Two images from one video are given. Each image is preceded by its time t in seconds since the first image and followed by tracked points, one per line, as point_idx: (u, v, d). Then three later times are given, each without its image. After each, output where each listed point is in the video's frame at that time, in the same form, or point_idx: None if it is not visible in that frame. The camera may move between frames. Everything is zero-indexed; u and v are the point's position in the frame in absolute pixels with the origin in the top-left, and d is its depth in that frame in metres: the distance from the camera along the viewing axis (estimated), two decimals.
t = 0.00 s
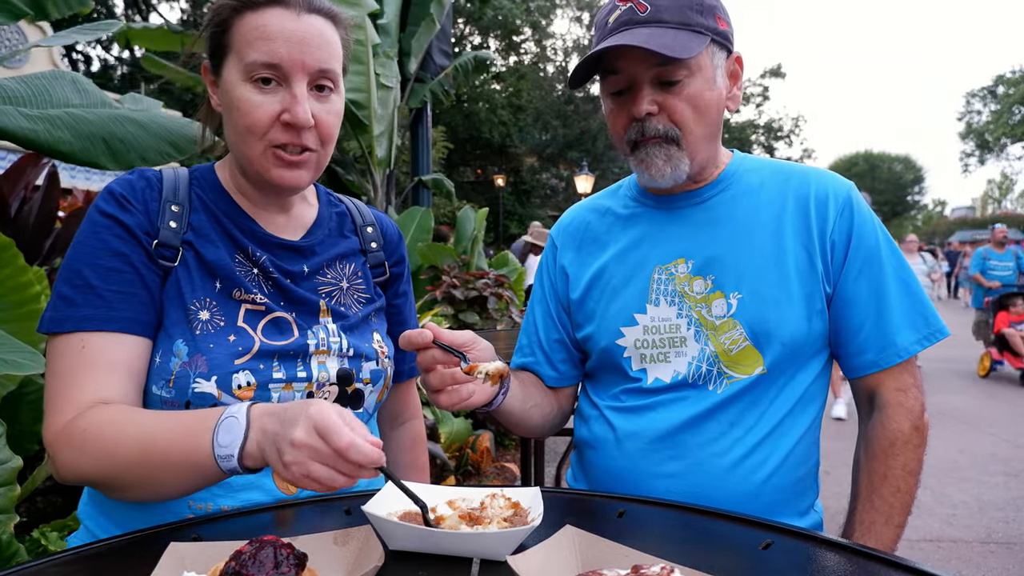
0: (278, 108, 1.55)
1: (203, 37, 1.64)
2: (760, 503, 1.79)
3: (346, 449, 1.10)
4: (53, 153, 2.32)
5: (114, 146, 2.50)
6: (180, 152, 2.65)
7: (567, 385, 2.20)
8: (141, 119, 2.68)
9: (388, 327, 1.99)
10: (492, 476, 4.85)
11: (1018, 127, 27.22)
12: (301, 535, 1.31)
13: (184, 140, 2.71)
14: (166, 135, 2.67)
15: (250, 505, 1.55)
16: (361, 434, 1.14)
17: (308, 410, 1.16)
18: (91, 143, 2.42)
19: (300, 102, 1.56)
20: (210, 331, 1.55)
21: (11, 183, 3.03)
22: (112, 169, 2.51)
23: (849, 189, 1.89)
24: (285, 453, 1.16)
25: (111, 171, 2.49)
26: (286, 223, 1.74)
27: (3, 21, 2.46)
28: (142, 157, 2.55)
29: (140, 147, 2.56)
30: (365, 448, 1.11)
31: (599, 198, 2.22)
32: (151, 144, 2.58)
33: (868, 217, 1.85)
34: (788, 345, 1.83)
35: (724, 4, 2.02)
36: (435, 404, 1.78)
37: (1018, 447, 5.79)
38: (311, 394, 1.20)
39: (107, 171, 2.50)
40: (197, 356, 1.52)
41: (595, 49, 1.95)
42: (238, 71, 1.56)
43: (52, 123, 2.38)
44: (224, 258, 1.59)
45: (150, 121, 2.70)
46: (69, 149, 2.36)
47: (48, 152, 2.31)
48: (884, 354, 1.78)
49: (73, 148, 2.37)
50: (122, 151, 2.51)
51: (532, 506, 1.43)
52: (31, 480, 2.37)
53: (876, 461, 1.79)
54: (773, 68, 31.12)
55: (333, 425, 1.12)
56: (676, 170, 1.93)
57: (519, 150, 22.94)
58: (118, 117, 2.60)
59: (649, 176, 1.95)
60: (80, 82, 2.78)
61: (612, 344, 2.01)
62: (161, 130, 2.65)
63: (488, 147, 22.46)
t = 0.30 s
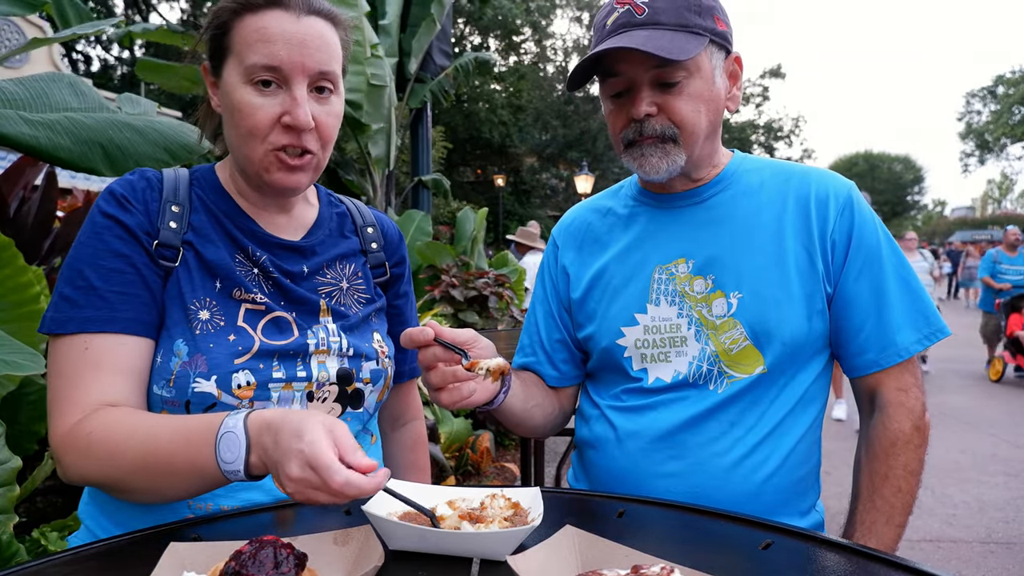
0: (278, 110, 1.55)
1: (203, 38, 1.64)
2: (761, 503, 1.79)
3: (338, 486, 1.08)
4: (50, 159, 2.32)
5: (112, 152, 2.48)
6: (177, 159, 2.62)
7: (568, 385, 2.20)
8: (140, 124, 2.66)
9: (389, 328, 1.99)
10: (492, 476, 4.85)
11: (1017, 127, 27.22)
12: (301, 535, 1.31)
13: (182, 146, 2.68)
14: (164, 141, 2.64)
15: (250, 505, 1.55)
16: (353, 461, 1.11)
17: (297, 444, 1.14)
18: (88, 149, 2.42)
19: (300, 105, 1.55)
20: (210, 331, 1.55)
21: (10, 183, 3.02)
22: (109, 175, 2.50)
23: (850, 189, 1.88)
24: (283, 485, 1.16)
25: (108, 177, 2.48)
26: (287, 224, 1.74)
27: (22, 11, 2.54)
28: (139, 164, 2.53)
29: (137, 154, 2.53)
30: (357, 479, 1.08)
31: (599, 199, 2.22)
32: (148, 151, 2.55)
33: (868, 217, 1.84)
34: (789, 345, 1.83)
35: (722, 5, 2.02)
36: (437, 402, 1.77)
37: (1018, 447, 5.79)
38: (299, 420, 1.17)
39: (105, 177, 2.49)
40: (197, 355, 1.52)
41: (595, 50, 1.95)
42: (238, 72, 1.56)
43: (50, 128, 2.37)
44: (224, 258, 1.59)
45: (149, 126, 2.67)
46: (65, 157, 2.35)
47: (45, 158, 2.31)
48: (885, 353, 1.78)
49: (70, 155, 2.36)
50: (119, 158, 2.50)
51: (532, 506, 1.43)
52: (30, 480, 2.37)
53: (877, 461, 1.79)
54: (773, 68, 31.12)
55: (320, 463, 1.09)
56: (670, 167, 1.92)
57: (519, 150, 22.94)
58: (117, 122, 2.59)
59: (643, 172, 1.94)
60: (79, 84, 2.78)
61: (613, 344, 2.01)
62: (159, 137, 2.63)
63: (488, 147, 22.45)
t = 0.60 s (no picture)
0: (283, 116, 1.56)
1: (204, 39, 1.63)
2: (760, 502, 1.79)
3: (329, 499, 1.08)
4: (52, 152, 2.32)
5: (114, 141, 2.49)
6: (182, 144, 2.63)
7: (567, 385, 2.20)
8: (140, 114, 2.67)
9: (388, 327, 1.99)
10: (492, 476, 4.85)
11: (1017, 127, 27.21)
12: (301, 535, 1.31)
13: (187, 131, 2.69)
14: (167, 128, 2.65)
15: (250, 505, 1.55)
16: (346, 472, 1.11)
17: (289, 454, 1.13)
18: (90, 140, 2.42)
19: (305, 111, 1.56)
20: (208, 331, 1.55)
21: (12, 183, 3.05)
22: (113, 165, 2.51)
23: (849, 189, 1.88)
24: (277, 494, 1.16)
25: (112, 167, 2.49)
26: (287, 224, 1.74)
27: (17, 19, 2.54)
28: (143, 152, 2.54)
29: (140, 142, 2.54)
30: (349, 491, 1.08)
31: (599, 199, 2.22)
32: (152, 138, 2.57)
33: (868, 217, 1.85)
34: (789, 344, 1.83)
35: (721, 5, 2.02)
36: (436, 402, 1.77)
37: (1018, 447, 5.79)
38: (291, 428, 1.17)
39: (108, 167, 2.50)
40: (195, 355, 1.52)
41: (594, 50, 1.95)
42: (242, 76, 1.55)
43: (50, 121, 2.38)
44: (223, 258, 1.59)
45: (150, 116, 2.68)
46: (67, 148, 2.36)
47: (47, 151, 2.31)
48: (885, 353, 1.78)
49: (71, 147, 2.37)
50: (122, 147, 2.50)
51: (532, 506, 1.43)
52: (30, 480, 2.37)
53: (876, 460, 1.79)
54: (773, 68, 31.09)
55: (311, 476, 1.09)
56: (670, 172, 1.93)
57: (519, 150, 22.93)
58: (117, 113, 2.59)
59: (645, 180, 1.95)
60: (78, 78, 2.78)
61: (612, 343, 2.01)
62: (161, 124, 2.64)
63: (488, 147, 22.44)
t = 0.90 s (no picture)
0: (285, 119, 1.56)
1: (205, 38, 1.63)
2: (757, 501, 1.79)
3: (318, 498, 1.08)
4: (54, 147, 2.32)
5: (119, 136, 2.48)
6: (189, 136, 2.62)
7: (565, 383, 2.20)
8: (147, 109, 2.66)
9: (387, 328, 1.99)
10: (492, 476, 4.85)
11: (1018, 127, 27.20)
12: (301, 536, 1.31)
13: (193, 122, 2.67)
14: (173, 122, 2.64)
15: (249, 506, 1.55)
16: (336, 471, 1.11)
17: (282, 453, 1.14)
18: (94, 135, 2.42)
19: (308, 113, 1.57)
20: (206, 332, 1.55)
21: (10, 182, 3.01)
22: (120, 159, 2.50)
23: (848, 188, 1.89)
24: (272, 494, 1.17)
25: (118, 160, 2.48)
26: (285, 224, 1.73)
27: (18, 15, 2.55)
28: (149, 145, 2.54)
29: (146, 135, 2.54)
30: (338, 490, 1.08)
31: (597, 198, 2.22)
32: (158, 131, 2.56)
33: (866, 216, 1.85)
34: (786, 343, 1.83)
35: (719, 4, 2.02)
36: (433, 396, 1.76)
37: (1018, 447, 5.80)
38: (285, 429, 1.18)
39: (115, 161, 2.49)
40: (194, 357, 1.52)
41: (592, 49, 1.95)
42: (244, 77, 1.55)
43: (52, 118, 2.38)
44: (222, 259, 1.59)
45: (156, 110, 2.67)
46: (71, 144, 2.36)
47: (49, 147, 2.32)
48: (883, 352, 1.78)
49: (76, 142, 2.37)
50: (127, 141, 2.50)
51: (532, 507, 1.43)
52: (31, 479, 2.37)
53: (874, 460, 1.80)
54: (773, 68, 31.08)
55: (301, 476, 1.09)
56: (668, 165, 1.92)
57: (519, 150, 22.93)
58: (123, 108, 2.59)
59: (641, 172, 1.94)
60: (87, 75, 2.79)
61: (610, 341, 2.01)
62: (168, 117, 2.62)
63: (488, 147, 22.43)
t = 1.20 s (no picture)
0: (284, 119, 1.56)
1: (204, 38, 1.63)
2: (752, 499, 1.79)
3: (301, 497, 1.08)
4: (57, 150, 2.32)
5: (120, 141, 2.49)
6: (188, 139, 2.63)
7: (561, 381, 2.20)
8: (146, 115, 2.67)
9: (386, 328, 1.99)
10: (492, 476, 4.85)
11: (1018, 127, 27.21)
12: (300, 536, 1.31)
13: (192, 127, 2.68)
14: (172, 126, 2.65)
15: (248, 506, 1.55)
16: (319, 467, 1.11)
17: (267, 452, 1.15)
18: (95, 139, 2.42)
19: (307, 113, 1.57)
20: (204, 333, 1.55)
21: (10, 182, 3.03)
22: (120, 163, 2.50)
23: (844, 187, 1.89)
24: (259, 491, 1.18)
25: (119, 164, 2.48)
26: (282, 224, 1.73)
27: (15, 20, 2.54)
28: (149, 149, 2.54)
29: (146, 140, 2.54)
30: (320, 486, 1.08)
31: (595, 196, 2.22)
32: (158, 136, 2.57)
33: (862, 214, 1.85)
34: (781, 339, 1.83)
35: (717, 6, 2.02)
36: (429, 388, 1.75)
37: (1018, 447, 5.80)
38: (271, 426, 1.19)
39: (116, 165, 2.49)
40: (192, 358, 1.52)
41: (590, 49, 1.96)
42: (242, 77, 1.55)
43: (54, 122, 2.38)
44: (219, 260, 1.59)
45: (154, 117, 2.68)
46: (72, 147, 2.36)
47: (52, 149, 2.31)
48: (878, 350, 1.78)
49: (77, 145, 2.37)
50: (128, 145, 2.50)
51: (532, 507, 1.43)
52: (31, 480, 2.37)
53: (870, 459, 1.80)
54: (773, 68, 31.10)
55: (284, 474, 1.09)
56: (669, 165, 1.92)
57: (519, 150, 22.93)
58: (122, 114, 2.60)
59: (642, 170, 1.94)
60: (84, 85, 2.79)
61: (605, 338, 2.01)
62: (166, 123, 2.64)
63: (488, 147, 22.43)
